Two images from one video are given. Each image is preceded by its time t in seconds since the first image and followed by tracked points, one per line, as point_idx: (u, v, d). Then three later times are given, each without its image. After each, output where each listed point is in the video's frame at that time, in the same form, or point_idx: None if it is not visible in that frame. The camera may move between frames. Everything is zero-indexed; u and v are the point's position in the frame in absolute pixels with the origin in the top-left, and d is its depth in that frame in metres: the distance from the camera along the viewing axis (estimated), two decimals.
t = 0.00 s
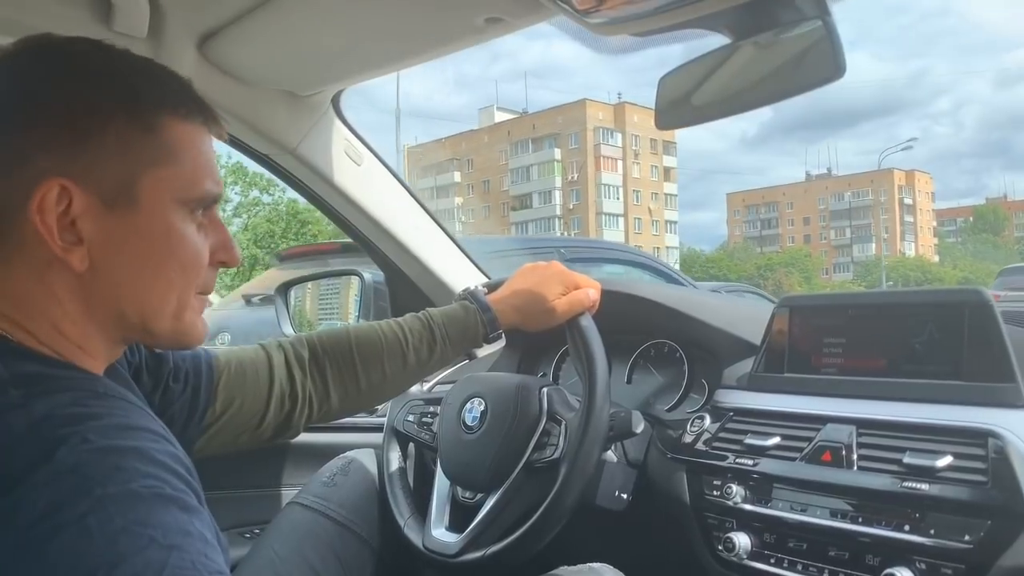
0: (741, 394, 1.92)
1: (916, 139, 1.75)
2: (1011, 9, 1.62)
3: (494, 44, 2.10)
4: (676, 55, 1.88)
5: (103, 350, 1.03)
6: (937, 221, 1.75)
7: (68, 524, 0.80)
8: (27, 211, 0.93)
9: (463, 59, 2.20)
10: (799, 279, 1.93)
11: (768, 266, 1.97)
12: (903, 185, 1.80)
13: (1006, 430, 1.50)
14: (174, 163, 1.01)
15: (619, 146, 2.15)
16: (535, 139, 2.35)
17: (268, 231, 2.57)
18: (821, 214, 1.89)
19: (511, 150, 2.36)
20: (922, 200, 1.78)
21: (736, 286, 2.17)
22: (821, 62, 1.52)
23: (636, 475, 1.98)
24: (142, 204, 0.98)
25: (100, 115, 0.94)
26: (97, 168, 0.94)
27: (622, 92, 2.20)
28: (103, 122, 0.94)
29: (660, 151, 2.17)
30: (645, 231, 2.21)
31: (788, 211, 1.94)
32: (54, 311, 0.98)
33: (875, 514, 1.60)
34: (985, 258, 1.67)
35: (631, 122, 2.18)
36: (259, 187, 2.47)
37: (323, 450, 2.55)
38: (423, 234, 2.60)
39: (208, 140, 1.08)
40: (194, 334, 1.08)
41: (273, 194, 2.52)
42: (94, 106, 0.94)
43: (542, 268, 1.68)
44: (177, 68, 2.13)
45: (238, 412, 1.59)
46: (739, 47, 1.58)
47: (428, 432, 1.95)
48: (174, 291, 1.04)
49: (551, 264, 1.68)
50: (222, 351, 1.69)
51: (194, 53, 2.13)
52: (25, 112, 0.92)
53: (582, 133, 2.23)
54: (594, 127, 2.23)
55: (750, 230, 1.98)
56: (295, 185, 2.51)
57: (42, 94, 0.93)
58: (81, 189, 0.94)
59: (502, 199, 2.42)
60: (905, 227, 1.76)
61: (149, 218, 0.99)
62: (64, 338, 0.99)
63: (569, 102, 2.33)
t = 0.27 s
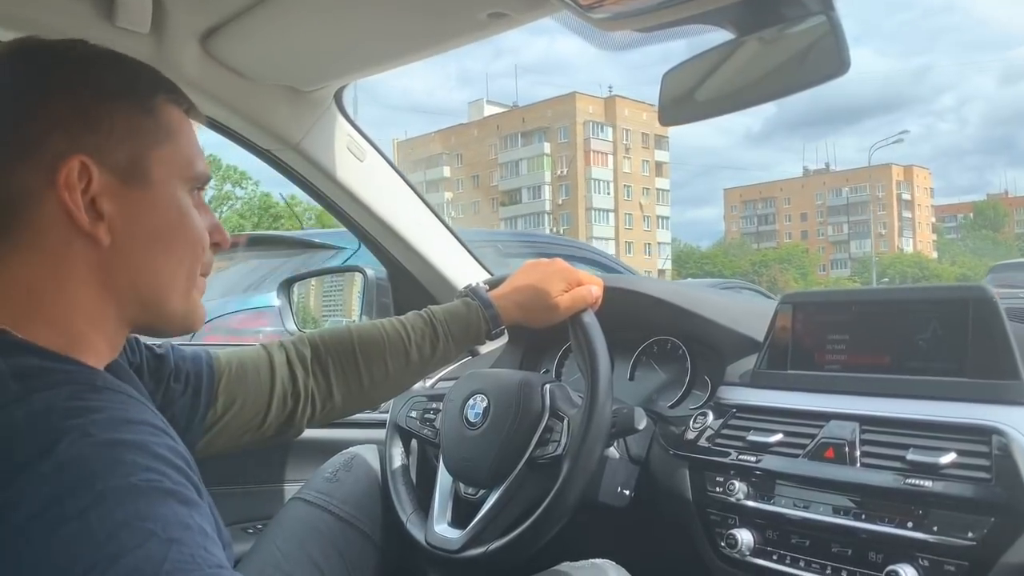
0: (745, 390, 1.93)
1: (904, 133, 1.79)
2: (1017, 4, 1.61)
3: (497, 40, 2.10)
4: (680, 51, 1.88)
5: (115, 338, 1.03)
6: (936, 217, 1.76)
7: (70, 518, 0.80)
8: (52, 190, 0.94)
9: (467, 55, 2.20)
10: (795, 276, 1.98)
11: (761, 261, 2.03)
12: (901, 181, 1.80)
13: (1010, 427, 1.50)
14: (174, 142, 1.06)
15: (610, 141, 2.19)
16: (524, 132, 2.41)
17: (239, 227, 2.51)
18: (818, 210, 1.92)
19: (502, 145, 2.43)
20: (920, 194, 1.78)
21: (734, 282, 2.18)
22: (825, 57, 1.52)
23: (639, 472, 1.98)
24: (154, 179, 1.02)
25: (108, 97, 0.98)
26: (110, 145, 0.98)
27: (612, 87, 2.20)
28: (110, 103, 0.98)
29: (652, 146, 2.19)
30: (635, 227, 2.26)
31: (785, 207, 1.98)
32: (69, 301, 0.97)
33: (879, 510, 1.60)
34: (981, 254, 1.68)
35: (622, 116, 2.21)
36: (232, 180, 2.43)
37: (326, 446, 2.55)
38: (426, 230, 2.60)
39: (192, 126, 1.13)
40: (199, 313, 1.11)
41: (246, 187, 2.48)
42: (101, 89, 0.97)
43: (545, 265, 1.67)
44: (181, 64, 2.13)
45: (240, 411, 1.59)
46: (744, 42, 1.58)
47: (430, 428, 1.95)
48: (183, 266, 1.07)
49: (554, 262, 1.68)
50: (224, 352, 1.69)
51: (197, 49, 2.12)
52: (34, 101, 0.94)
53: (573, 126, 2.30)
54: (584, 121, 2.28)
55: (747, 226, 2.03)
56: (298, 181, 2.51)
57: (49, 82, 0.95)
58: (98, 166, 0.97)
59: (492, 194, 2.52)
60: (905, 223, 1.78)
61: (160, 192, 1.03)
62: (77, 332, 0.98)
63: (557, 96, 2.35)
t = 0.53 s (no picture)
0: (746, 389, 1.93)
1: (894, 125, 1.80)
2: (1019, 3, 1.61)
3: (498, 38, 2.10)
4: (681, 49, 1.87)
5: (118, 338, 1.03)
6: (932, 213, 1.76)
7: (70, 515, 0.81)
8: (61, 188, 0.94)
9: (469, 52, 2.20)
10: (789, 272, 1.98)
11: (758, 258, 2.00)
12: (897, 176, 1.82)
13: (1010, 426, 1.50)
14: (176, 141, 1.07)
15: (597, 135, 2.18)
16: (512, 127, 2.36)
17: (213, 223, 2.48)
18: (812, 206, 1.88)
19: (489, 140, 2.36)
20: (917, 190, 1.80)
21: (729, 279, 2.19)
22: (827, 56, 1.52)
23: (639, 471, 1.98)
24: (157, 179, 1.03)
25: (112, 95, 0.99)
26: (115, 143, 0.98)
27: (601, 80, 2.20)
28: (116, 101, 0.99)
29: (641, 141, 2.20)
30: (624, 223, 2.19)
31: (780, 203, 1.96)
32: (75, 299, 0.97)
33: (879, 510, 1.60)
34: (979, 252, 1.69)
35: (610, 110, 2.22)
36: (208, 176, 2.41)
37: (327, 444, 2.56)
38: (427, 228, 2.60)
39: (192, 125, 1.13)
40: (203, 313, 1.11)
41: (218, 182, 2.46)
42: (105, 86, 0.98)
43: (546, 263, 1.67)
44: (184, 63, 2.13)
45: (244, 407, 1.59)
46: (745, 42, 1.59)
47: (431, 426, 1.95)
48: (186, 266, 1.07)
49: (555, 260, 1.68)
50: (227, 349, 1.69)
51: (199, 47, 2.12)
52: (39, 99, 0.95)
53: (559, 120, 2.25)
54: (571, 115, 2.25)
55: (741, 222, 2.01)
56: (299, 179, 2.51)
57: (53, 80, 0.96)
58: (103, 165, 0.97)
59: (480, 189, 2.44)
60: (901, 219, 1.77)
61: (164, 192, 1.03)
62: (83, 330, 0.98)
63: (545, 90, 2.32)
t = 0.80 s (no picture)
0: (746, 387, 1.93)
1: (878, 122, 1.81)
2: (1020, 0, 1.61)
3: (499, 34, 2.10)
4: (681, 47, 1.87)
5: (116, 333, 1.04)
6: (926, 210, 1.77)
7: (70, 511, 0.81)
8: (52, 189, 0.94)
9: (470, 49, 2.20)
10: (784, 270, 2.02)
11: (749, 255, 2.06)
12: (892, 172, 1.83)
13: (1010, 424, 1.50)
14: (173, 137, 1.06)
15: (585, 129, 2.23)
16: (497, 121, 2.42)
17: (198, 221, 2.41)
18: (807, 203, 1.92)
19: (476, 135, 2.44)
20: (911, 187, 1.82)
21: (725, 276, 2.19)
22: (829, 53, 1.51)
23: (639, 468, 1.98)
24: (153, 176, 1.02)
25: (108, 93, 0.98)
26: (109, 143, 0.98)
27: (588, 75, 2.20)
28: (110, 100, 0.98)
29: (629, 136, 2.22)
30: (611, 219, 2.28)
31: (774, 200, 1.98)
32: (68, 299, 0.98)
33: (880, 507, 1.60)
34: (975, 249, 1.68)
35: (597, 104, 2.24)
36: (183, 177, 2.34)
37: (328, 441, 2.56)
38: (427, 225, 2.60)
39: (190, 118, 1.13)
40: (203, 309, 1.11)
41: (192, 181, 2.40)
42: (100, 84, 0.98)
43: (547, 259, 1.67)
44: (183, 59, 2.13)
45: (245, 402, 1.59)
46: (746, 39, 1.58)
47: (431, 423, 1.95)
48: (184, 263, 1.07)
49: (556, 256, 1.68)
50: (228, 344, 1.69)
51: (199, 44, 2.12)
52: (32, 99, 0.94)
53: (545, 115, 2.31)
54: (557, 109, 2.30)
55: (735, 219, 2.04)
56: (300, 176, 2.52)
57: (46, 79, 0.95)
58: (97, 164, 0.97)
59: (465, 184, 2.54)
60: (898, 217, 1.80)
61: (160, 189, 1.03)
62: (77, 329, 0.99)
63: (529, 84, 2.36)
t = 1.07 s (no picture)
0: (746, 387, 1.93)
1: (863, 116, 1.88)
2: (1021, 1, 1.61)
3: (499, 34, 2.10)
4: (682, 47, 1.87)
5: (113, 331, 1.04)
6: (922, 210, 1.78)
7: (68, 514, 0.80)
8: (33, 192, 0.94)
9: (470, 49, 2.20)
10: (774, 270, 2.03)
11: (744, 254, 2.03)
12: (886, 172, 1.86)
13: (1010, 424, 1.50)
14: (163, 133, 1.05)
15: (570, 127, 2.28)
16: (482, 119, 2.42)
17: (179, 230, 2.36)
18: (800, 202, 1.92)
19: (460, 132, 2.44)
20: (906, 186, 1.83)
21: (722, 277, 2.17)
22: (830, 52, 1.50)
23: (640, 469, 1.98)
24: (141, 174, 1.02)
25: (91, 91, 0.97)
26: (93, 142, 0.97)
27: (574, 72, 2.26)
28: (93, 98, 0.97)
29: (616, 134, 2.28)
30: (596, 217, 2.27)
31: (768, 200, 1.98)
32: (59, 298, 0.98)
33: (880, 507, 1.60)
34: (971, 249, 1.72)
35: (583, 102, 2.30)
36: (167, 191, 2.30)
37: (328, 442, 2.56)
38: (427, 226, 2.60)
39: (181, 112, 1.12)
40: (198, 302, 1.11)
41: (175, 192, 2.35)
42: (82, 82, 0.97)
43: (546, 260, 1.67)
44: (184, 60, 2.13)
45: (245, 402, 1.59)
46: (746, 39, 1.57)
47: (431, 424, 1.95)
48: (178, 259, 1.07)
49: (556, 257, 1.67)
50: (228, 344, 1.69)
51: (199, 44, 2.12)
52: (12, 102, 0.94)
53: (530, 112, 2.34)
54: (542, 106, 2.34)
55: (729, 218, 2.04)
56: (300, 176, 2.52)
57: (25, 80, 0.95)
58: (80, 165, 0.96)
59: (450, 183, 2.54)
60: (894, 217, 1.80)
61: (149, 186, 1.03)
62: (69, 327, 0.99)
63: (515, 81, 2.37)
